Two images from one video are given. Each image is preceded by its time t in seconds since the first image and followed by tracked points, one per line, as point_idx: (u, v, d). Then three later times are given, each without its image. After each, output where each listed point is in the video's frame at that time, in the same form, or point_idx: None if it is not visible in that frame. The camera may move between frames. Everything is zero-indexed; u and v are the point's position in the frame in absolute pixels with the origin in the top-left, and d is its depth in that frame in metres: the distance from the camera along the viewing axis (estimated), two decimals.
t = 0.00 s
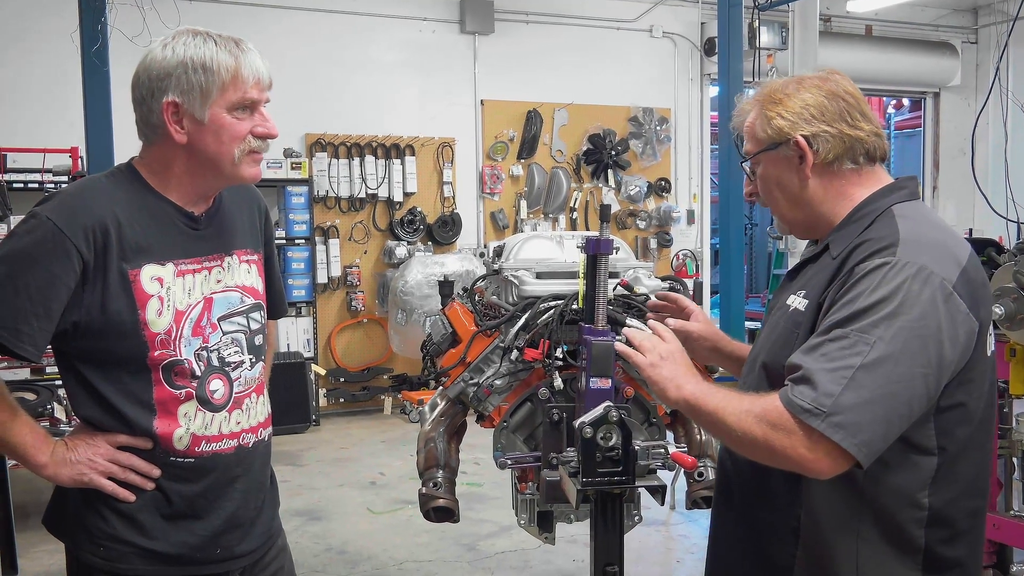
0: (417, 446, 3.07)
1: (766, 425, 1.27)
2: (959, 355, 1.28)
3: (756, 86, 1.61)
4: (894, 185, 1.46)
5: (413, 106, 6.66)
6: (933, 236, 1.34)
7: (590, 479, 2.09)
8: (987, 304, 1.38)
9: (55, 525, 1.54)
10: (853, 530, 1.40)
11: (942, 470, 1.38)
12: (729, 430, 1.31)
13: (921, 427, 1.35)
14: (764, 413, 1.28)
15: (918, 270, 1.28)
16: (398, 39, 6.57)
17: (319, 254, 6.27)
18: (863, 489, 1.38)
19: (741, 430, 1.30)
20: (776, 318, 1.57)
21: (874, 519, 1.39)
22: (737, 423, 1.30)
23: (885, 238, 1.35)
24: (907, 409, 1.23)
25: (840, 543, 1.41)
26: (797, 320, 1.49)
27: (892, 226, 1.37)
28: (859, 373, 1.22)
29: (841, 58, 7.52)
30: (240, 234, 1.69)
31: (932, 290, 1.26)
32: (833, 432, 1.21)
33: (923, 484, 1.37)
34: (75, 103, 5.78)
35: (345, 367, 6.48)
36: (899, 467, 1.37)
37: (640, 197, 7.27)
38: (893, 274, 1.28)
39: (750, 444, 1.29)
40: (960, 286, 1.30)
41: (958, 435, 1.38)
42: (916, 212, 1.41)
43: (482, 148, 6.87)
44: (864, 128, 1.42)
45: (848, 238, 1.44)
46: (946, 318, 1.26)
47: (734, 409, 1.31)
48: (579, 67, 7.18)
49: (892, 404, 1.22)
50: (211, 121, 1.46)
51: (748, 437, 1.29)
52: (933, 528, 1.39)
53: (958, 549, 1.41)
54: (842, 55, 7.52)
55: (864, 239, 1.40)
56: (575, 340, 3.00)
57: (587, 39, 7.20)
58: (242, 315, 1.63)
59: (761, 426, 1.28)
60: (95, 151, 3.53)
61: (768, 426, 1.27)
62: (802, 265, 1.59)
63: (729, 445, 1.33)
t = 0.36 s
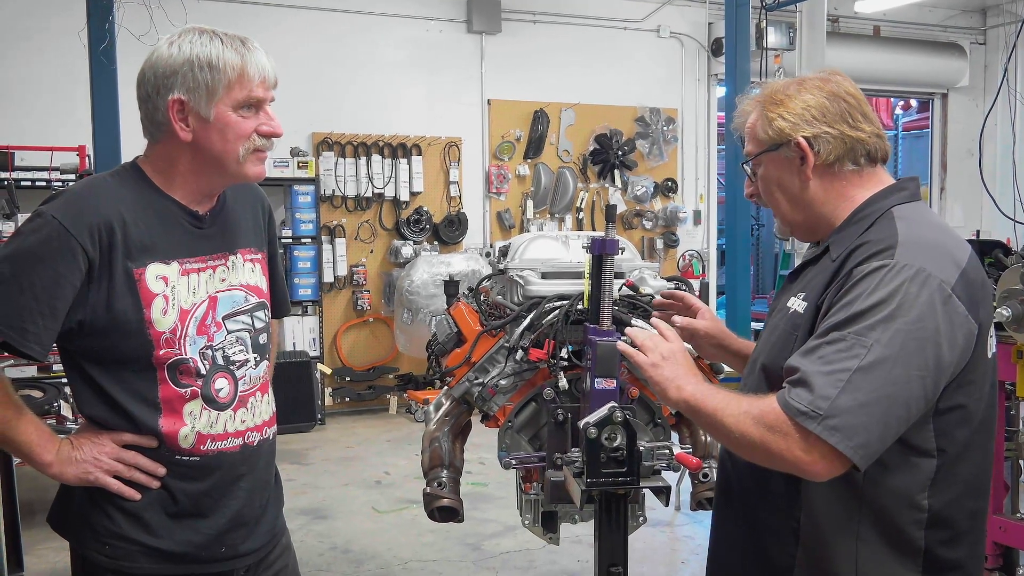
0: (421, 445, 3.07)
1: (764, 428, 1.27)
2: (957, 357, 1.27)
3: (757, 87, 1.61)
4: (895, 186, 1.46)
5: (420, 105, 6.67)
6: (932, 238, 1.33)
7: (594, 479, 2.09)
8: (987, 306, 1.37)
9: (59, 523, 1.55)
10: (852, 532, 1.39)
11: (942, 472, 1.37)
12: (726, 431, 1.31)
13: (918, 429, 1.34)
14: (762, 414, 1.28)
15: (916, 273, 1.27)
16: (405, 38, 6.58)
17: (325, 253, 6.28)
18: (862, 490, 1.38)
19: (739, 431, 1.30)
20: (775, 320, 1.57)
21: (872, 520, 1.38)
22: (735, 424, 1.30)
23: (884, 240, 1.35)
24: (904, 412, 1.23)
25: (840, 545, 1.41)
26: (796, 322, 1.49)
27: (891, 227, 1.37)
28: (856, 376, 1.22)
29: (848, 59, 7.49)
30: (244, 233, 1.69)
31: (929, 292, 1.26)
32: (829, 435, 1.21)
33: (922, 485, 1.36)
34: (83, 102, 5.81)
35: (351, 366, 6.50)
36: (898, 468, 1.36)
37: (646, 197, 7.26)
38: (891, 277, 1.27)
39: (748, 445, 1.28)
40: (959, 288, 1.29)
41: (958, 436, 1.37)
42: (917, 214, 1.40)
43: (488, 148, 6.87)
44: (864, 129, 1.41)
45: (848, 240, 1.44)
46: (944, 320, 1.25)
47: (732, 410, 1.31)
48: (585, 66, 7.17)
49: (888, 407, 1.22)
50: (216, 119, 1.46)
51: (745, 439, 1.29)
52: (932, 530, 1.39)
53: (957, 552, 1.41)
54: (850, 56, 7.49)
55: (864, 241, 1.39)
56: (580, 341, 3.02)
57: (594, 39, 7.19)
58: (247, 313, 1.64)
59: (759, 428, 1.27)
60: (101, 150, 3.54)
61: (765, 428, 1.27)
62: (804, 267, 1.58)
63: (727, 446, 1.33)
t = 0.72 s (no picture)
0: (424, 445, 3.07)
1: (763, 428, 1.27)
2: (957, 357, 1.27)
3: (754, 89, 1.61)
4: (895, 185, 1.45)
5: (424, 106, 6.68)
6: (932, 238, 1.32)
7: (597, 479, 2.09)
8: (987, 306, 1.37)
9: (61, 523, 1.55)
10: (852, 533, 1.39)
11: (942, 472, 1.37)
12: (727, 431, 1.31)
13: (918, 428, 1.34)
14: (762, 415, 1.28)
15: (916, 272, 1.27)
16: (408, 38, 6.58)
17: (329, 254, 6.29)
18: (862, 491, 1.38)
19: (739, 431, 1.29)
20: (775, 320, 1.57)
21: (873, 520, 1.38)
22: (736, 425, 1.30)
23: (883, 240, 1.34)
24: (904, 411, 1.22)
25: (841, 545, 1.40)
26: (796, 323, 1.48)
27: (891, 227, 1.36)
28: (855, 376, 1.21)
29: (852, 58, 7.47)
30: (244, 233, 1.69)
31: (929, 292, 1.25)
32: (829, 435, 1.21)
33: (923, 486, 1.36)
34: (87, 103, 5.83)
35: (355, 366, 6.51)
36: (898, 469, 1.36)
37: (649, 197, 7.25)
38: (891, 276, 1.27)
39: (748, 445, 1.28)
40: (959, 288, 1.29)
41: (958, 436, 1.37)
42: (917, 215, 1.39)
43: (492, 147, 6.87)
44: (863, 128, 1.41)
45: (848, 239, 1.43)
46: (944, 320, 1.25)
47: (732, 410, 1.31)
48: (589, 66, 7.17)
49: (888, 407, 1.21)
50: (218, 119, 1.47)
51: (745, 439, 1.29)
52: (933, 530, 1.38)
53: (958, 551, 1.41)
54: (855, 55, 7.47)
55: (864, 241, 1.39)
56: (582, 341, 3.04)
57: (597, 39, 7.19)
58: (248, 314, 1.64)
59: (759, 429, 1.27)
60: (105, 150, 3.55)
61: (765, 429, 1.27)
62: (804, 267, 1.58)
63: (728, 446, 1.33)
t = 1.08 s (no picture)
0: (426, 443, 3.08)
1: (766, 426, 1.27)
2: (961, 354, 1.26)
3: (754, 87, 1.61)
4: (897, 182, 1.45)
5: (427, 104, 6.68)
6: (934, 235, 1.32)
7: (599, 477, 2.09)
8: (990, 302, 1.36)
9: (64, 521, 1.56)
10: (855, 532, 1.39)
11: (946, 469, 1.37)
12: (728, 430, 1.31)
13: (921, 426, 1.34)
14: (764, 414, 1.28)
15: (919, 269, 1.26)
16: (412, 37, 6.58)
17: (332, 252, 6.29)
18: (865, 489, 1.38)
19: (741, 429, 1.29)
20: (777, 319, 1.57)
21: (877, 518, 1.38)
22: (737, 424, 1.30)
23: (885, 238, 1.34)
24: (908, 409, 1.22)
25: (844, 544, 1.40)
26: (798, 321, 1.48)
27: (894, 224, 1.36)
28: (859, 374, 1.21)
29: (856, 56, 7.45)
30: (247, 232, 1.69)
31: (933, 289, 1.25)
32: (834, 433, 1.20)
33: (926, 484, 1.36)
34: (90, 102, 5.84)
35: (358, 364, 6.51)
36: (902, 466, 1.36)
37: (653, 196, 7.24)
38: (894, 274, 1.27)
39: (751, 444, 1.28)
40: (963, 285, 1.29)
41: (962, 434, 1.36)
42: (920, 211, 1.39)
43: (495, 146, 6.87)
44: (865, 126, 1.41)
45: (850, 237, 1.43)
46: (947, 317, 1.25)
47: (733, 409, 1.32)
48: (592, 65, 7.16)
49: (892, 404, 1.21)
50: (222, 119, 1.47)
51: (747, 438, 1.29)
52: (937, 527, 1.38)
53: (963, 550, 1.40)
54: (859, 53, 7.45)
55: (866, 239, 1.39)
56: (585, 339, 2.99)
57: (600, 38, 7.18)
58: (250, 312, 1.65)
59: (761, 428, 1.27)
60: (108, 149, 3.55)
61: (768, 427, 1.26)
62: (806, 266, 1.58)
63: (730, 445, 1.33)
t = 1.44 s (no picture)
0: (426, 441, 3.08)
1: (769, 428, 1.25)
2: (964, 353, 1.27)
3: (775, 74, 1.61)
4: (902, 182, 1.46)
5: (427, 102, 6.68)
6: (938, 234, 1.32)
7: (599, 475, 2.09)
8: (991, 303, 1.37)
9: (65, 518, 1.56)
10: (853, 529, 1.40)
11: (946, 467, 1.37)
12: (729, 436, 1.28)
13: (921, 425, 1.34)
14: (765, 416, 1.26)
15: (923, 267, 1.27)
16: (412, 35, 6.58)
17: (333, 250, 6.29)
18: (865, 487, 1.38)
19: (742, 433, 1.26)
20: (778, 314, 1.57)
21: (876, 516, 1.38)
22: (737, 429, 1.26)
23: (889, 236, 1.34)
24: (910, 406, 1.22)
25: (844, 542, 1.40)
26: (800, 317, 1.49)
27: (897, 223, 1.36)
28: (863, 370, 1.21)
29: (857, 55, 7.45)
30: (248, 229, 1.69)
31: (937, 286, 1.25)
32: (838, 430, 1.20)
33: (926, 482, 1.36)
34: (92, 100, 5.85)
35: (358, 363, 6.52)
36: (903, 464, 1.36)
37: (653, 194, 7.23)
38: (898, 271, 1.27)
39: (752, 446, 1.26)
40: (966, 284, 1.29)
41: (962, 433, 1.37)
42: (924, 211, 1.40)
43: (496, 144, 6.87)
44: (890, 125, 1.42)
45: (854, 235, 1.44)
46: (950, 315, 1.25)
47: (732, 416, 1.27)
48: (594, 63, 7.16)
49: (896, 401, 1.21)
50: (223, 116, 1.47)
51: (749, 441, 1.26)
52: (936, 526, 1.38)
53: (961, 547, 1.41)
54: (860, 52, 7.44)
55: (870, 237, 1.39)
56: (585, 337, 2.99)
57: (602, 36, 7.18)
58: (251, 310, 1.65)
59: (762, 429, 1.25)
60: (109, 147, 3.56)
61: (771, 428, 1.25)
62: (807, 263, 1.58)
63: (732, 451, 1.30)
